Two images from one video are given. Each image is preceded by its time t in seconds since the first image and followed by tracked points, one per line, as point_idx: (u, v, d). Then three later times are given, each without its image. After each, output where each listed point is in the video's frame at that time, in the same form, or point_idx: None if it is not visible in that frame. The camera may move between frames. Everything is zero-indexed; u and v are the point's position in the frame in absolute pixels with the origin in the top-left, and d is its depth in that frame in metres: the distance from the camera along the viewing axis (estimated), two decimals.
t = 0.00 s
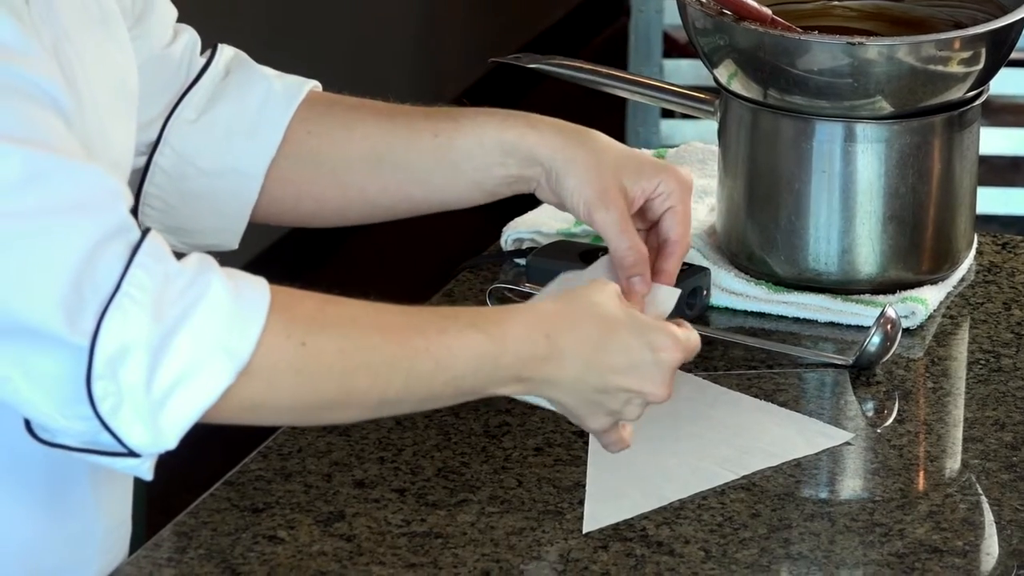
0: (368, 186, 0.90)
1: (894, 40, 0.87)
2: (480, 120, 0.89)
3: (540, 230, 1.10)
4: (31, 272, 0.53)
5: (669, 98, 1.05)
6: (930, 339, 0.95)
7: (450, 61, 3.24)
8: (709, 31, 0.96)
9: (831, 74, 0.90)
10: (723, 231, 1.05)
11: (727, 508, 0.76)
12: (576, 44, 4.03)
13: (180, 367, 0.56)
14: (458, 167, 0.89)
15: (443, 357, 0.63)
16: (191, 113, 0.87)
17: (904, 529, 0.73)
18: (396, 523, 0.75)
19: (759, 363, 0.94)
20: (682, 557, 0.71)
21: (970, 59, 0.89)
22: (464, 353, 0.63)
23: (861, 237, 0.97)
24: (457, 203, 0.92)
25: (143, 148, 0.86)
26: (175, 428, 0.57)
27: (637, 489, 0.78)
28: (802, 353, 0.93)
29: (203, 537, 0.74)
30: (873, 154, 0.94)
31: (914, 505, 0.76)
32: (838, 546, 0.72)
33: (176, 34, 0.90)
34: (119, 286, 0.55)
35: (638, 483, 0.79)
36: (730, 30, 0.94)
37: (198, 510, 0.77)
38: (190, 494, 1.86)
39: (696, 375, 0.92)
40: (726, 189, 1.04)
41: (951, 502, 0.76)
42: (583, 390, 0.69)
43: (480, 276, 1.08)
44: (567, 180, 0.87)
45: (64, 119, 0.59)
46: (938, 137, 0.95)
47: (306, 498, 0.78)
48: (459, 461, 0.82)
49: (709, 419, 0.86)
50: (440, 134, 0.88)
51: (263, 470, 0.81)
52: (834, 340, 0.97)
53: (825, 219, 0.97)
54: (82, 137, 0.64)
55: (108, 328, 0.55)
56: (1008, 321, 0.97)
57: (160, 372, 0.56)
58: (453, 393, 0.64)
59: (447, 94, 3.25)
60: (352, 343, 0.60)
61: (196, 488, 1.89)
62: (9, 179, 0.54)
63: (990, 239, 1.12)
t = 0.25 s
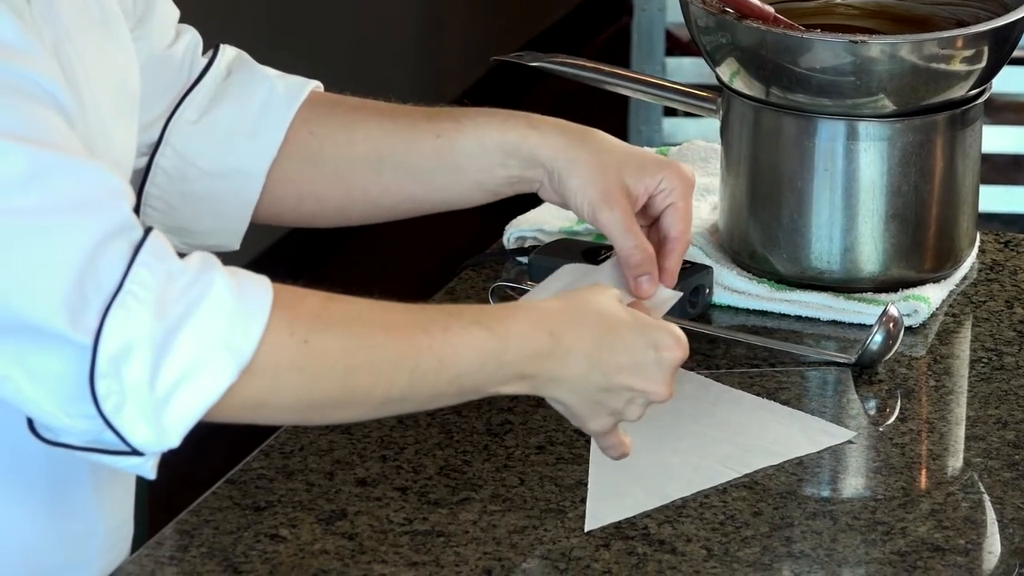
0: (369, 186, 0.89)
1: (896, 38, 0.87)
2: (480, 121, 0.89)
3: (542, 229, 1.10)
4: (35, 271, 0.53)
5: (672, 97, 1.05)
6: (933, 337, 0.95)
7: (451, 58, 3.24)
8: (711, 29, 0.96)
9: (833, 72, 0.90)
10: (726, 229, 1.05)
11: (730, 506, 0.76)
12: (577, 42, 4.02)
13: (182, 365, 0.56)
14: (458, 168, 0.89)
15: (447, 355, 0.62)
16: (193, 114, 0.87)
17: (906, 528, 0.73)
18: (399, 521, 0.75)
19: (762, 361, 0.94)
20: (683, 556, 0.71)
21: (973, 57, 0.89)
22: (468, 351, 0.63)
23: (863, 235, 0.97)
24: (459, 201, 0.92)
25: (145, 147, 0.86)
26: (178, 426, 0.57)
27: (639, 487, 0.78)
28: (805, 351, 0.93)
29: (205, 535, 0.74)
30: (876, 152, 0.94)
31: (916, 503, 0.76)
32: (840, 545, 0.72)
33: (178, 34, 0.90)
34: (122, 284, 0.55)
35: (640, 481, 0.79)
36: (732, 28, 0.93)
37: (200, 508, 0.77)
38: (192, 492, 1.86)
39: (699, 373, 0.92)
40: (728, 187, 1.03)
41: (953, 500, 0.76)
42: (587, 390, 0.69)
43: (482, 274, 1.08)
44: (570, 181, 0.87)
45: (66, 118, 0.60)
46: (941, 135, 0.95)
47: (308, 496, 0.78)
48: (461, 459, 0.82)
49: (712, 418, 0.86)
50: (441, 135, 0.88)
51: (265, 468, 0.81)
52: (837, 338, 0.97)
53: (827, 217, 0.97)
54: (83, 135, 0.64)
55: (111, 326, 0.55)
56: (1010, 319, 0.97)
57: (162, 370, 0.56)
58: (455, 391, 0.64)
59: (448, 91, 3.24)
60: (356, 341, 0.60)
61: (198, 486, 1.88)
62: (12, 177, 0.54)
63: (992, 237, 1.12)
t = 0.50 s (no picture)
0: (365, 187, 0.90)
1: (892, 38, 0.87)
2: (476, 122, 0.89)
3: (539, 229, 1.10)
4: (32, 268, 0.53)
5: (669, 97, 1.05)
6: (929, 337, 0.95)
7: (449, 59, 3.24)
8: (707, 29, 0.96)
9: (829, 73, 0.90)
10: (722, 229, 1.05)
11: (726, 506, 0.76)
12: (575, 42, 4.03)
13: (180, 361, 0.56)
14: (454, 171, 0.89)
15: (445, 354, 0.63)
16: (190, 113, 0.87)
17: (902, 528, 0.73)
18: (395, 521, 0.75)
19: (759, 361, 0.94)
20: (680, 556, 0.71)
21: (969, 57, 0.89)
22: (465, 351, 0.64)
23: (859, 235, 0.97)
24: (456, 201, 0.92)
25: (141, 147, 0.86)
26: (176, 423, 0.57)
27: (636, 487, 0.78)
28: (802, 352, 0.93)
29: (202, 536, 0.74)
30: (872, 152, 0.94)
31: (912, 503, 0.76)
32: (837, 545, 0.72)
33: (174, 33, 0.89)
34: (119, 280, 0.55)
35: (636, 482, 0.79)
36: (728, 28, 0.93)
37: (197, 509, 0.77)
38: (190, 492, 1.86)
39: (695, 373, 0.92)
40: (724, 188, 1.03)
41: (950, 500, 0.76)
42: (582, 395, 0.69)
43: (479, 274, 1.08)
44: (567, 184, 0.88)
45: (62, 115, 0.60)
46: (937, 135, 0.95)
47: (305, 496, 0.78)
48: (457, 459, 0.82)
49: (708, 418, 0.86)
50: (437, 137, 0.89)
51: (261, 469, 0.81)
52: (833, 338, 0.97)
53: (824, 218, 0.97)
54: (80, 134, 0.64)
55: (108, 322, 0.55)
56: (1006, 319, 0.97)
57: (160, 366, 0.56)
58: (450, 391, 0.64)
59: (446, 92, 3.25)
60: (354, 340, 0.60)
61: (197, 487, 1.88)
62: (7, 171, 0.54)
63: (989, 237, 1.12)
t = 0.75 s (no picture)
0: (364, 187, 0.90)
1: (890, 39, 0.87)
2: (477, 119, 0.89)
3: (538, 230, 1.10)
4: (32, 266, 0.53)
5: (667, 98, 1.05)
6: (928, 338, 0.95)
7: (448, 61, 3.24)
8: (706, 31, 0.96)
9: (828, 74, 0.90)
10: (721, 230, 1.05)
11: (725, 507, 0.76)
12: (574, 44, 4.03)
13: (180, 359, 0.56)
14: (455, 168, 0.89)
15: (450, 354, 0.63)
16: (189, 112, 0.87)
17: (901, 528, 0.73)
18: (394, 522, 0.75)
19: (757, 362, 0.94)
20: (679, 556, 0.71)
21: (967, 58, 0.89)
22: (465, 351, 0.64)
23: (858, 236, 0.97)
24: (455, 201, 0.92)
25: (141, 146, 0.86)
26: (176, 420, 0.57)
27: (634, 488, 0.78)
28: (801, 352, 0.93)
29: (201, 536, 0.74)
30: (871, 153, 0.94)
31: (911, 504, 0.76)
32: (836, 545, 0.72)
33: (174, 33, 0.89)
34: (119, 277, 0.55)
35: (635, 482, 0.79)
36: (727, 29, 0.94)
37: (196, 509, 0.77)
38: (188, 493, 1.86)
39: (694, 374, 0.92)
40: (723, 189, 1.04)
41: (948, 501, 0.76)
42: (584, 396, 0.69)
43: (477, 275, 1.08)
44: (567, 182, 0.88)
45: (60, 113, 0.60)
46: (936, 137, 0.95)
47: (304, 497, 0.78)
48: (456, 460, 0.82)
49: (707, 418, 0.86)
50: (438, 134, 0.89)
51: (260, 469, 0.81)
52: (832, 339, 0.97)
53: (822, 218, 0.97)
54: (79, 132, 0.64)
55: (108, 319, 0.55)
56: (1005, 320, 0.97)
57: (160, 364, 0.56)
58: (450, 392, 0.64)
59: (445, 93, 3.25)
60: (354, 339, 0.60)
61: (195, 488, 1.88)
62: (7, 169, 0.53)
63: (987, 238, 1.12)
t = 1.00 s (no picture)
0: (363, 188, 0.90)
1: (889, 40, 0.87)
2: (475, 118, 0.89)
3: (536, 231, 1.10)
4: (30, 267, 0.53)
5: (666, 99, 1.05)
6: (926, 339, 0.95)
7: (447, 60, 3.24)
8: (704, 31, 0.96)
9: (826, 74, 0.90)
10: (719, 231, 1.05)
11: (723, 508, 0.76)
12: (573, 43, 4.03)
13: (177, 361, 0.56)
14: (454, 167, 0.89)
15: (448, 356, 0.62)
16: (189, 111, 0.87)
17: (900, 529, 0.73)
18: (393, 523, 0.75)
19: (756, 363, 0.94)
20: (678, 557, 0.71)
21: (966, 59, 0.89)
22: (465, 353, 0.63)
23: (857, 236, 0.97)
24: (454, 202, 0.92)
25: (140, 147, 0.86)
26: (173, 422, 0.57)
27: (633, 489, 0.78)
28: (800, 354, 0.93)
29: (199, 537, 0.74)
30: (869, 154, 0.94)
31: (910, 505, 0.76)
32: (835, 547, 0.72)
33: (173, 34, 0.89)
34: (116, 279, 0.55)
35: (634, 483, 0.79)
36: (725, 30, 0.94)
37: (194, 510, 0.77)
38: (186, 492, 1.86)
39: (693, 375, 0.92)
40: (722, 189, 1.04)
41: (947, 502, 0.76)
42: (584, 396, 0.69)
43: (476, 276, 1.08)
44: (565, 178, 0.87)
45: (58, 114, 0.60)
46: (934, 137, 0.95)
47: (302, 498, 0.78)
48: (455, 461, 0.82)
49: (706, 420, 0.86)
50: (437, 133, 0.89)
51: (259, 471, 0.81)
52: (830, 340, 0.96)
53: (821, 219, 0.97)
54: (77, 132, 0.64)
55: (105, 321, 0.55)
56: (1003, 321, 0.97)
57: (157, 365, 0.56)
58: (448, 395, 0.64)
59: (444, 92, 3.25)
60: (350, 343, 0.60)
61: (194, 487, 1.88)
62: (6, 169, 0.54)
63: (986, 239, 1.12)
